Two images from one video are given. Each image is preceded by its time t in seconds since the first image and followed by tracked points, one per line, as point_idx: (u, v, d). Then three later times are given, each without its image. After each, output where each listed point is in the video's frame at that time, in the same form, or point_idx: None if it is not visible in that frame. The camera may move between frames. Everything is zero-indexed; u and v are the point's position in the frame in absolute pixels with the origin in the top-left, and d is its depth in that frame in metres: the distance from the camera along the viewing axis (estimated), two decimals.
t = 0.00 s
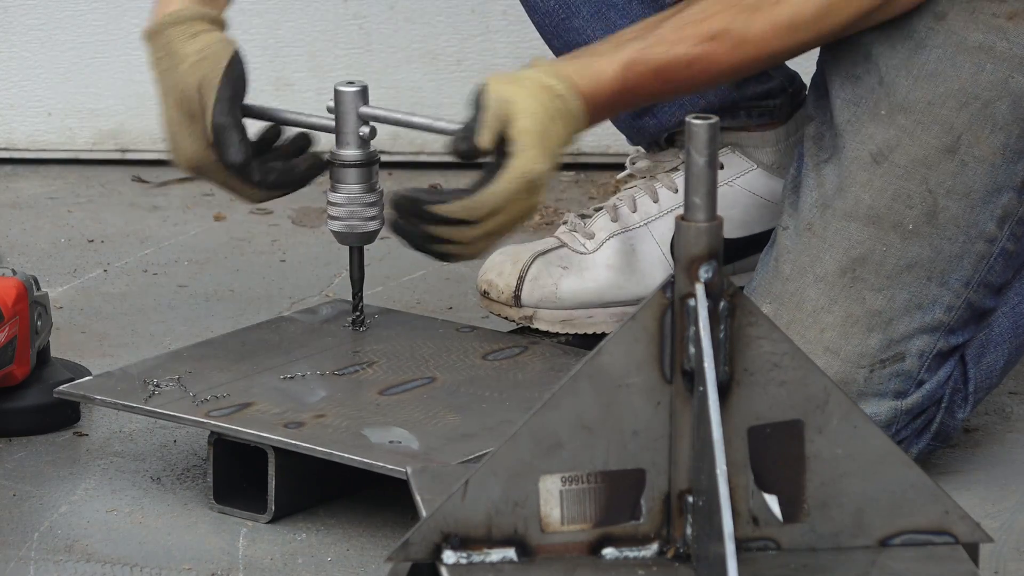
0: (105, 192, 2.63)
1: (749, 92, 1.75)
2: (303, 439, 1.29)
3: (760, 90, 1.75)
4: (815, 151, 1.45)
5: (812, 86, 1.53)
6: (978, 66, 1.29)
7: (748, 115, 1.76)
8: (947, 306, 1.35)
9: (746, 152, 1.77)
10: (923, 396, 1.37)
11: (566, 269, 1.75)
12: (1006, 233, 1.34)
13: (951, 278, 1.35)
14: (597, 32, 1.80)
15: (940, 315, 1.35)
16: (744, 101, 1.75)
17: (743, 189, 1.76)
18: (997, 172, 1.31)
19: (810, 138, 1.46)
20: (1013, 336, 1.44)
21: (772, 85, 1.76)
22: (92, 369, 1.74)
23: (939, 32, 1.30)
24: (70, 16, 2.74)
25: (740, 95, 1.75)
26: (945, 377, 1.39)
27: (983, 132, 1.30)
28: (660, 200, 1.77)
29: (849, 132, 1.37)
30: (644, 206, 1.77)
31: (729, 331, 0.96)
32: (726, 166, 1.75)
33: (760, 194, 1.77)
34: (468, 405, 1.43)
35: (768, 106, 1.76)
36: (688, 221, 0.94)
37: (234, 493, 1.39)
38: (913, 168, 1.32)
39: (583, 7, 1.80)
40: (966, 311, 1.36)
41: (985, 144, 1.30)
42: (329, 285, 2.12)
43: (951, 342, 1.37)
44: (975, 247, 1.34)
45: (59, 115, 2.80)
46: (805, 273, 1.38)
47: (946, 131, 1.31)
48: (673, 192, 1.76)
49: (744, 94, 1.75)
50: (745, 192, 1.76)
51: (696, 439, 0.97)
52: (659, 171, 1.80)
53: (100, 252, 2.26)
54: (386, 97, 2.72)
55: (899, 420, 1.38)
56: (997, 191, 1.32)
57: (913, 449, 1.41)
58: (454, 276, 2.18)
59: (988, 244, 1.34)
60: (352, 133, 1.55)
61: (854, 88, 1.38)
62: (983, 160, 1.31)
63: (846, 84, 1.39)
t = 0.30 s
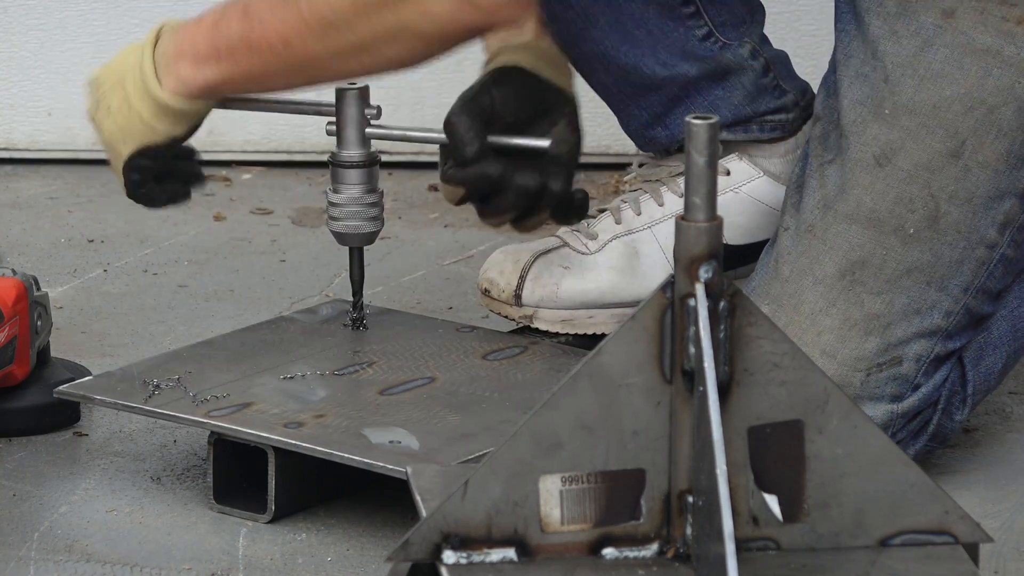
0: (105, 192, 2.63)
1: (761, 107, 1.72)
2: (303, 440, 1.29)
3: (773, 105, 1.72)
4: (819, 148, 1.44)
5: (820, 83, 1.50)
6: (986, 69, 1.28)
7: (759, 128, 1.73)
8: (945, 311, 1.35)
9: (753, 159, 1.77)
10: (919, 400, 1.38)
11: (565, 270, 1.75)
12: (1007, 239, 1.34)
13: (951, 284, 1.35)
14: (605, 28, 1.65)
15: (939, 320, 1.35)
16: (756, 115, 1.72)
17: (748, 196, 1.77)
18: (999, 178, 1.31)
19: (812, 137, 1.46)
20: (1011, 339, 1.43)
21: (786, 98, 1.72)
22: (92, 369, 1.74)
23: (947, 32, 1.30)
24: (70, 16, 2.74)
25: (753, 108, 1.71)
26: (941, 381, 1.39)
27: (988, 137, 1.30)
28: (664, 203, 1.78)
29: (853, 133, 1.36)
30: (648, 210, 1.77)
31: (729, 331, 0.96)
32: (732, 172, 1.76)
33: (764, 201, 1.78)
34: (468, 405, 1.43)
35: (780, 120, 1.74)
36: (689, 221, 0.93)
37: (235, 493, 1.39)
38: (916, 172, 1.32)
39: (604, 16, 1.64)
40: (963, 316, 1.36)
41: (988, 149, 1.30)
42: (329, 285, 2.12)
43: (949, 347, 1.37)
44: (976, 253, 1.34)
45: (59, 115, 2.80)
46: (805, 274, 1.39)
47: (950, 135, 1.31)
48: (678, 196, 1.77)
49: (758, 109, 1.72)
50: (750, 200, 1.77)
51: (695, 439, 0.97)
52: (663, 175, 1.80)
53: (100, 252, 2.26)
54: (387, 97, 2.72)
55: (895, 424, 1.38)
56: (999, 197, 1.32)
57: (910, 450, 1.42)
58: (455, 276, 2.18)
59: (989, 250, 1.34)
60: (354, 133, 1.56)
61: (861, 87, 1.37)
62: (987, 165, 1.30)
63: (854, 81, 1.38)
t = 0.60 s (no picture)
0: (105, 192, 2.63)
1: (754, 100, 1.75)
2: (303, 440, 1.29)
3: (764, 98, 1.75)
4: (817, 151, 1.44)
5: (813, 84, 1.51)
6: (983, 70, 1.28)
7: (752, 122, 1.77)
8: (949, 312, 1.36)
9: (747, 153, 1.77)
10: (924, 403, 1.38)
11: (564, 270, 1.75)
12: (1008, 239, 1.34)
13: (954, 285, 1.35)
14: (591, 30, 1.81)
15: (943, 322, 1.36)
16: (748, 109, 1.76)
17: (744, 190, 1.76)
18: (1000, 178, 1.31)
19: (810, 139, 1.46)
20: (1013, 338, 1.44)
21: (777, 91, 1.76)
22: (92, 369, 1.74)
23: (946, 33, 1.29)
24: (70, 16, 2.74)
25: (745, 102, 1.75)
26: (946, 383, 1.39)
27: (988, 137, 1.29)
28: (660, 199, 1.77)
29: (853, 134, 1.36)
30: (644, 208, 1.77)
31: (729, 331, 0.96)
32: (727, 167, 1.76)
33: (761, 194, 1.77)
34: (468, 405, 1.43)
35: (772, 113, 1.77)
36: (688, 221, 0.93)
37: (235, 493, 1.39)
38: (916, 173, 1.32)
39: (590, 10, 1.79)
40: (967, 317, 1.37)
41: (989, 150, 1.30)
42: (329, 285, 2.12)
43: (953, 348, 1.38)
44: (978, 253, 1.34)
45: (59, 115, 2.80)
46: (808, 277, 1.38)
47: (950, 136, 1.30)
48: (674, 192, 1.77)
49: (750, 102, 1.75)
50: (746, 193, 1.76)
51: (696, 439, 0.97)
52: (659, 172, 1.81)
53: (100, 252, 2.26)
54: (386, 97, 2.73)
55: (901, 427, 1.39)
56: (1000, 197, 1.32)
57: (914, 454, 1.43)
58: (454, 276, 2.18)
59: (990, 250, 1.34)
60: (355, 134, 1.55)
61: (859, 89, 1.36)
62: (986, 165, 1.30)
63: (851, 81, 1.38)
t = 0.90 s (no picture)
0: (105, 192, 2.63)
1: (755, 98, 1.75)
2: (302, 439, 1.29)
3: (766, 97, 1.76)
4: (819, 150, 1.43)
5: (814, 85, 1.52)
6: (986, 66, 1.29)
7: (753, 120, 1.77)
8: (953, 307, 1.35)
9: (748, 154, 1.76)
10: (927, 397, 1.38)
11: (565, 270, 1.75)
12: (1011, 234, 1.34)
13: (957, 279, 1.35)
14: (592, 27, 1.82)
15: (946, 316, 1.35)
16: (750, 107, 1.76)
17: (744, 190, 1.76)
18: (1002, 174, 1.32)
19: (813, 138, 1.45)
20: (1014, 336, 1.44)
21: (778, 90, 1.76)
22: (92, 369, 1.74)
23: (947, 36, 1.30)
24: (70, 16, 2.74)
25: (747, 100, 1.76)
26: (949, 379, 1.39)
27: (989, 132, 1.30)
28: (661, 201, 1.77)
29: (855, 133, 1.36)
30: (645, 207, 1.77)
31: (729, 331, 0.96)
32: (728, 168, 1.76)
33: (761, 194, 1.77)
34: (468, 405, 1.43)
35: (773, 112, 1.77)
36: (688, 221, 0.93)
37: (235, 494, 1.39)
38: (919, 169, 1.32)
39: (593, 12, 1.81)
40: (970, 312, 1.36)
41: (991, 145, 1.30)
42: (329, 285, 2.12)
43: (956, 344, 1.37)
44: (981, 248, 1.34)
45: (59, 115, 2.80)
46: (811, 272, 1.38)
47: (952, 131, 1.31)
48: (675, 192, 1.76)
49: (752, 100, 1.76)
50: (747, 194, 1.76)
51: (696, 439, 0.97)
52: (660, 172, 1.81)
53: (100, 252, 2.26)
54: (387, 97, 2.72)
55: (903, 421, 1.38)
56: (1002, 192, 1.32)
57: (915, 450, 1.42)
58: (454, 276, 2.18)
59: (993, 245, 1.34)
60: (356, 135, 1.55)
61: (861, 88, 1.36)
62: (989, 161, 1.31)
63: (848, 84, 1.38)
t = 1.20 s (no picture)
0: (105, 192, 2.63)
1: (759, 106, 1.74)
2: (301, 440, 1.29)
3: (770, 105, 1.74)
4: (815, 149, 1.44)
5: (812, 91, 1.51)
6: (978, 68, 1.27)
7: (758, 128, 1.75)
8: (944, 308, 1.35)
9: (751, 158, 1.76)
10: (919, 398, 1.38)
11: (566, 271, 1.75)
12: (1003, 235, 1.33)
13: (948, 281, 1.34)
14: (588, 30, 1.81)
15: (937, 318, 1.35)
16: (754, 115, 1.74)
17: (747, 194, 1.76)
18: (994, 176, 1.30)
19: (807, 137, 1.46)
20: (1009, 335, 1.43)
21: (783, 98, 1.75)
22: (92, 369, 1.74)
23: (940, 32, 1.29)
24: (70, 16, 2.74)
25: (751, 107, 1.74)
26: (941, 379, 1.39)
27: (982, 134, 1.29)
28: (663, 203, 1.77)
29: (847, 134, 1.37)
30: (646, 209, 1.77)
31: (729, 330, 0.96)
32: (731, 170, 1.75)
33: (764, 199, 1.77)
34: (468, 405, 1.43)
35: (777, 120, 1.75)
36: (688, 221, 0.93)
37: (235, 494, 1.39)
38: (911, 170, 1.32)
39: (599, 20, 1.72)
40: (961, 314, 1.36)
41: (984, 146, 1.29)
42: (329, 285, 2.12)
43: (947, 345, 1.37)
44: (972, 250, 1.33)
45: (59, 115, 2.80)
46: (802, 275, 1.39)
47: (944, 133, 1.30)
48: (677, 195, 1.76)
49: (756, 108, 1.74)
50: (749, 197, 1.76)
51: (696, 439, 0.97)
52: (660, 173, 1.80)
53: (100, 252, 2.26)
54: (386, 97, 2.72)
55: (896, 422, 1.38)
56: (994, 194, 1.31)
57: (910, 449, 1.42)
58: (455, 276, 2.18)
59: (985, 247, 1.33)
60: (355, 136, 1.56)
61: (853, 86, 1.37)
62: (981, 162, 1.30)
63: (847, 81, 1.38)
